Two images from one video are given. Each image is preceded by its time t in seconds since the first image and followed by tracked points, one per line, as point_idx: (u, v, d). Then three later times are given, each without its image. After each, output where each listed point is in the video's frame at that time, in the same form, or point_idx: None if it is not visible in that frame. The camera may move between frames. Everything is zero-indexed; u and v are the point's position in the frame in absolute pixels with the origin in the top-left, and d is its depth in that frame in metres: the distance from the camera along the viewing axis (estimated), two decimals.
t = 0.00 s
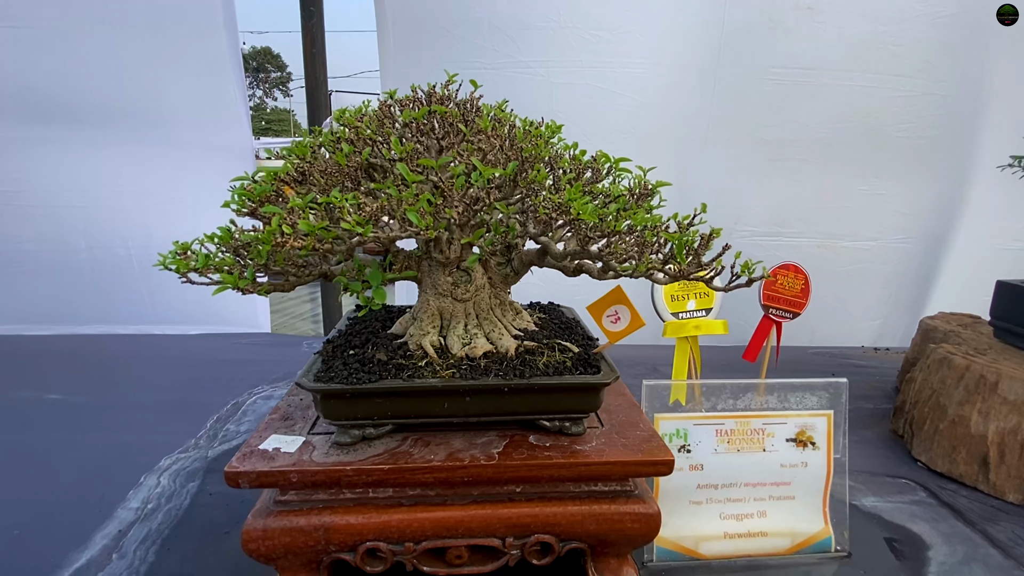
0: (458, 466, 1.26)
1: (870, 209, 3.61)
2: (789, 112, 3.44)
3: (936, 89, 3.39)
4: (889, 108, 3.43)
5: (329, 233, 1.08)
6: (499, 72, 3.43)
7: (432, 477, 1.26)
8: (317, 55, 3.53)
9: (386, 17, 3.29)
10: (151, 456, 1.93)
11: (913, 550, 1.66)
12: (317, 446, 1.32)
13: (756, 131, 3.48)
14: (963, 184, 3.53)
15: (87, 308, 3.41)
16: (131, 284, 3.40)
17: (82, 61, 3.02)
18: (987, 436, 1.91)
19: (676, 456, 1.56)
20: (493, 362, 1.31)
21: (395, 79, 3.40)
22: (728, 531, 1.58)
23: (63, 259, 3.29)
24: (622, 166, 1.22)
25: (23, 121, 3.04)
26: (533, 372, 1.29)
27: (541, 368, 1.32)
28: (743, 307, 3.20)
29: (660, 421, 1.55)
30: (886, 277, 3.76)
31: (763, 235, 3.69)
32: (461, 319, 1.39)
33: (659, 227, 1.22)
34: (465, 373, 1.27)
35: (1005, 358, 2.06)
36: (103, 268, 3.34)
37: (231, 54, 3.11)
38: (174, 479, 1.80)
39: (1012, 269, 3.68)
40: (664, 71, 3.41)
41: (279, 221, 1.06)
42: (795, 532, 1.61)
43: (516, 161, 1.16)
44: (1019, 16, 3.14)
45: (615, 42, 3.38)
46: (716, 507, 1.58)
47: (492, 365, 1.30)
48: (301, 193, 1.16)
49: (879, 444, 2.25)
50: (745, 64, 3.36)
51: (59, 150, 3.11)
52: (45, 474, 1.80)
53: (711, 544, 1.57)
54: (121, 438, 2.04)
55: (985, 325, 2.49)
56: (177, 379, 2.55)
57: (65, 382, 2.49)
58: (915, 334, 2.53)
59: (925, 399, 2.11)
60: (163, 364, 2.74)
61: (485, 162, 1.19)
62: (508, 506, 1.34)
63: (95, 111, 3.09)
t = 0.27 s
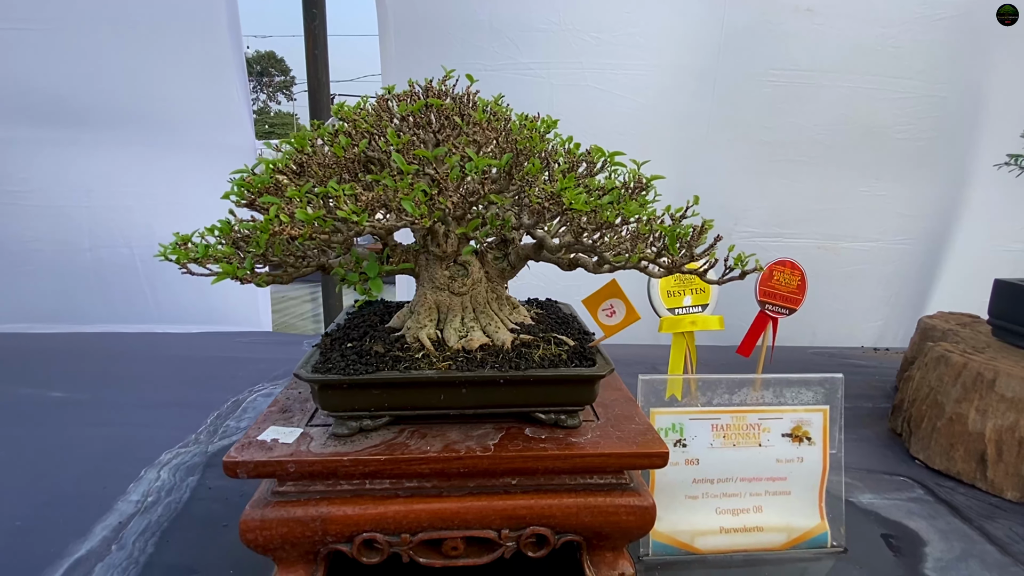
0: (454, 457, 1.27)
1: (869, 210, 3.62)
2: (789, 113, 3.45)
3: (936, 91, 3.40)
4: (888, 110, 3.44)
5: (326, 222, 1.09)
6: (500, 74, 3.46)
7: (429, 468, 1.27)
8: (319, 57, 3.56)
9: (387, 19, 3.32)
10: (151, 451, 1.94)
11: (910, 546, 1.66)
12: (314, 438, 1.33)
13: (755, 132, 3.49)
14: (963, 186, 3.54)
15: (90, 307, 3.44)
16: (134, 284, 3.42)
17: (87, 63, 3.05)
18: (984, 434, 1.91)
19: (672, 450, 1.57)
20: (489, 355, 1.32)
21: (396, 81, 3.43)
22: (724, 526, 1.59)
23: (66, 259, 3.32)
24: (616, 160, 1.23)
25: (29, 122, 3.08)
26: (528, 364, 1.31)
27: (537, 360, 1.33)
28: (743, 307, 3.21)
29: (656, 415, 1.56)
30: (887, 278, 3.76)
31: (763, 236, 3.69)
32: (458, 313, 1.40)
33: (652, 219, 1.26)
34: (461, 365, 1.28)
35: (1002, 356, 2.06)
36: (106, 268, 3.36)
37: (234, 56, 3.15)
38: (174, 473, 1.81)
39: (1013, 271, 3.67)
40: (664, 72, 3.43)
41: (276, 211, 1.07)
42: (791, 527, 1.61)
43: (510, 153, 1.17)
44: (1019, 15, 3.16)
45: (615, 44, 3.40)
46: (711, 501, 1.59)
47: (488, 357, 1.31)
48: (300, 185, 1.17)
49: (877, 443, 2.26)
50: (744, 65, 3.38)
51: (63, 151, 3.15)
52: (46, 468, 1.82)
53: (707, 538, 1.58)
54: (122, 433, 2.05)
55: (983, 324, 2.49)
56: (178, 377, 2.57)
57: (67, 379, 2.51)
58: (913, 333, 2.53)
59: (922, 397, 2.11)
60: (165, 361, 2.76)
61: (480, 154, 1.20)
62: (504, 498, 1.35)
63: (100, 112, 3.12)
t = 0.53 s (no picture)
0: (447, 448, 1.29)
1: (867, 211, 3.63)
2: (786, 114, 3.47)
3: (933, 93, 3.42)
4: (885, 111, 3.46)
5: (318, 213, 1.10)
6: (499, 75, 3.49)
7: (422, 459, 1.29)
8: (320, 58, 3.59)
9: (388, 21, 3.35)
10: (150, 445, 1.96)
11: (902, 540, 1.67)
12: (310, 429, 1.35)
13: (753, 132, 3.51)
14: (961, 187, 3.55)
15: (93, 306, 3.47)
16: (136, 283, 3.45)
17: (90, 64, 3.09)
18: (977, 431, 1.92)
19: (664, 445, 1.58)
20: (482, 348, 1.34)
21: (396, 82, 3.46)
22: (716, 520, 1.60)
23: (69, 258, 3.35)
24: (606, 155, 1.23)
25: (33, 123, 3.11)
26: (521, 357, 1.33)
27: (529, 353, 1.35)
28: (742, 305, 3.21)
29: (648, 409, 1.57)
30: (884, 279, 3.77)
31: (760, 237, 3.71)
32: (452, 307, 1.42)
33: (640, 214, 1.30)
34: (454, 357, 1.30)
35: (996, 354, 2.07)
36: (108, 267, 3.39)
37: (236, 58, 3.18)
38: (172, 467, 1.83)
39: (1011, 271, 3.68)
40: (662, 73, 3.45)
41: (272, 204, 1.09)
42: (782, 521, 1.62)
43: (501, 147, 1.18)
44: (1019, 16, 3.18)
45: (614, 45, 3.42)
46: (704, 495, 1.60)
47: (480, 350, 1.33)
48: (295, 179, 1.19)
49: (872, 440, 2.27)
50: (741, 67, 3.40)
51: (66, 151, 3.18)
52: (47, 461, 1.84)
53: (699, 532, 1.59)
54: (122, 428, 2.08)
55: (979, 323, 2.50)
56: (179, 374, 2.59)
57: (69, 376, 2.54)
58: (909, 331, 2.54)
59: (916, 394, 2.12)
60: (165, 359, 2.78)
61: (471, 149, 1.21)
62: (496, 489, 1.37)
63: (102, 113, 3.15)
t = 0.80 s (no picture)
0: (440, 438, 1.31)
1: (864, 210, 3.64)
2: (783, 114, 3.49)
3: (929, 93, 3.43)
4: (881, 110, 3.47)
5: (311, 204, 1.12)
6: (497, 75, 3.51)
7: (416, 449, 1.31)
8: (319, 58, 3.62)
9: (387, 22, 3.38)
10: (149, 439, 1.98)
11: (893, 533, 1.68)
12: (305, 420, 1.37)
13: (750, 132, 3.52)
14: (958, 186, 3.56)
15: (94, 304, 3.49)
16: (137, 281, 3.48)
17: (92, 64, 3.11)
18: (970, 426, 1.93)
19: (657, 437, 1.60)
20: (475, 339, 1.36)
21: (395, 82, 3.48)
22: (709, 512, 1.61)
23: (71, 256, 3.38)
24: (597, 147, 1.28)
25: (35, 123, 3.14)
26: (514, 349, 1.34)
27: (523, 345, 1.37)
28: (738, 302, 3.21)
29: (641, 402, 1.59)
30: (881, 278, 3.78)
31: (758, 236, 3.72)
32: (446, 299, 1.43)
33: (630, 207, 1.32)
34: (448, 349, 1.31)
35: (989, 350, 2.08)
36: (109, 265, 3.42)
37: (236, 58, 3.21)
38: (171, 460, 1.85)
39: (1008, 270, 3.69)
40: (659, 73, 3.47)
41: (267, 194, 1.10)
42: (774, 514, 1.64)
43: (492, 140, 1.20)
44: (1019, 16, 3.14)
45: (611, 45, 3.44)
46: (696, 488, 1.62)
47: (474, 342, 1.34)
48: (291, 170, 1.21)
49: (866, 436, 2.28)
50: (738, 67, 3.42)
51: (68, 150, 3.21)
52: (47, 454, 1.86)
53: (692, 524, 1.60)
54: (121, 422, 2.10)
55: (974, 321, 2.51)
56: (178, 370, 2.61)
57: (69, 372, 2.56)
58: (904, 328, 2.56)
59: (910, 390, 2.14)
60: (165, 355, 2.80)
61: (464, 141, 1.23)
62: (490, 480, 1.38)
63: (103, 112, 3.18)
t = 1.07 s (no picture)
0: (434, 429, 1.34)
1: (858, 209, 3.67)
2: (778, 114, 3.52)
3: (922, 93, 3.46)
4: (875, 110, 3.50)
5: (306, 196, 1.15)
6: (495, 76, 3.54)
7: (410, 440, 1.34)
8: (318, 59, 3.65)
9: (385, 22, 3.41)
10: (150, 433, 2.01)
11: (881, 525, 1.71)
12: (302, 411, 1.40)
13: (745, 132, 3.55)
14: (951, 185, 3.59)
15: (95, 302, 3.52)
16: (137, 279, 3.50)
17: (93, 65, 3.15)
18: (958, 420, 1.96)
19: (648, 429, 1.63)
20: (469, 333, 1.39)
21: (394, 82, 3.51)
22: (699, 504, 1.64)
23: (72, 254, 3.40)
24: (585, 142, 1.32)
25: (36, 122, 3.17)
26: (506, 341, 1.37)
27: (514, 338, 1.39)
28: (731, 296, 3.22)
29: (632, 395, 1.62)
30: (876, 276, 3.81)
31: (753, 234, 3.75)
32: (441, 293, 1.46)
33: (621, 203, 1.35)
34: (441, 341, 1.34)
35: (977, 346, 2.11)
36: (110, 264, 3.44)
37: (235, 58, 3.24)
38: (171, 453, 1.88)
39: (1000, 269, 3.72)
40: (654, 73, 3.50)
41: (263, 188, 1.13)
42: (764, 505, 1.66)
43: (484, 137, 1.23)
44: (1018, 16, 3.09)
45: (608, 45, 3.47)
46: (687, 480, 1.65)
47: (467, 334, 1.37)
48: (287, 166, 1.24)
49: (858, 431, 2.31)
50: (733, 67, 3.45)
51: (69, 149, 3.24)
52: (48, 447, 1.89)
53: (682, 515, 1.63)
54: (121, 416, 2.12)
55: (964, 317, 2.54)
56: (178, 366, 2.64)
57: (70, 368, 2.59)
58: (895, 325, 2.59)
59: (900, 385, 2.17)
60: (165, 352, 2.83)
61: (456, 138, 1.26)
62: (483, 470, 1.41)
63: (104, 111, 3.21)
